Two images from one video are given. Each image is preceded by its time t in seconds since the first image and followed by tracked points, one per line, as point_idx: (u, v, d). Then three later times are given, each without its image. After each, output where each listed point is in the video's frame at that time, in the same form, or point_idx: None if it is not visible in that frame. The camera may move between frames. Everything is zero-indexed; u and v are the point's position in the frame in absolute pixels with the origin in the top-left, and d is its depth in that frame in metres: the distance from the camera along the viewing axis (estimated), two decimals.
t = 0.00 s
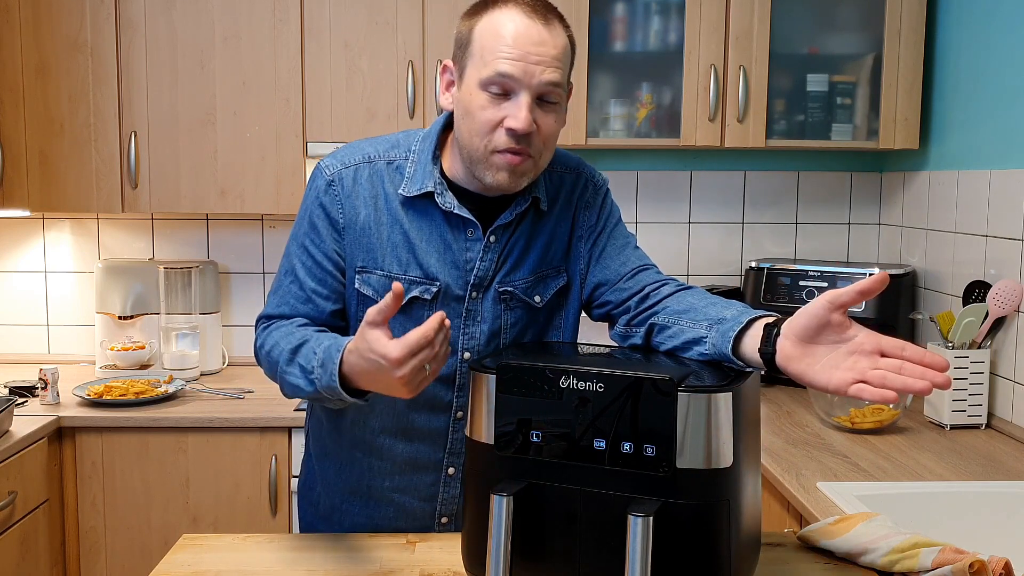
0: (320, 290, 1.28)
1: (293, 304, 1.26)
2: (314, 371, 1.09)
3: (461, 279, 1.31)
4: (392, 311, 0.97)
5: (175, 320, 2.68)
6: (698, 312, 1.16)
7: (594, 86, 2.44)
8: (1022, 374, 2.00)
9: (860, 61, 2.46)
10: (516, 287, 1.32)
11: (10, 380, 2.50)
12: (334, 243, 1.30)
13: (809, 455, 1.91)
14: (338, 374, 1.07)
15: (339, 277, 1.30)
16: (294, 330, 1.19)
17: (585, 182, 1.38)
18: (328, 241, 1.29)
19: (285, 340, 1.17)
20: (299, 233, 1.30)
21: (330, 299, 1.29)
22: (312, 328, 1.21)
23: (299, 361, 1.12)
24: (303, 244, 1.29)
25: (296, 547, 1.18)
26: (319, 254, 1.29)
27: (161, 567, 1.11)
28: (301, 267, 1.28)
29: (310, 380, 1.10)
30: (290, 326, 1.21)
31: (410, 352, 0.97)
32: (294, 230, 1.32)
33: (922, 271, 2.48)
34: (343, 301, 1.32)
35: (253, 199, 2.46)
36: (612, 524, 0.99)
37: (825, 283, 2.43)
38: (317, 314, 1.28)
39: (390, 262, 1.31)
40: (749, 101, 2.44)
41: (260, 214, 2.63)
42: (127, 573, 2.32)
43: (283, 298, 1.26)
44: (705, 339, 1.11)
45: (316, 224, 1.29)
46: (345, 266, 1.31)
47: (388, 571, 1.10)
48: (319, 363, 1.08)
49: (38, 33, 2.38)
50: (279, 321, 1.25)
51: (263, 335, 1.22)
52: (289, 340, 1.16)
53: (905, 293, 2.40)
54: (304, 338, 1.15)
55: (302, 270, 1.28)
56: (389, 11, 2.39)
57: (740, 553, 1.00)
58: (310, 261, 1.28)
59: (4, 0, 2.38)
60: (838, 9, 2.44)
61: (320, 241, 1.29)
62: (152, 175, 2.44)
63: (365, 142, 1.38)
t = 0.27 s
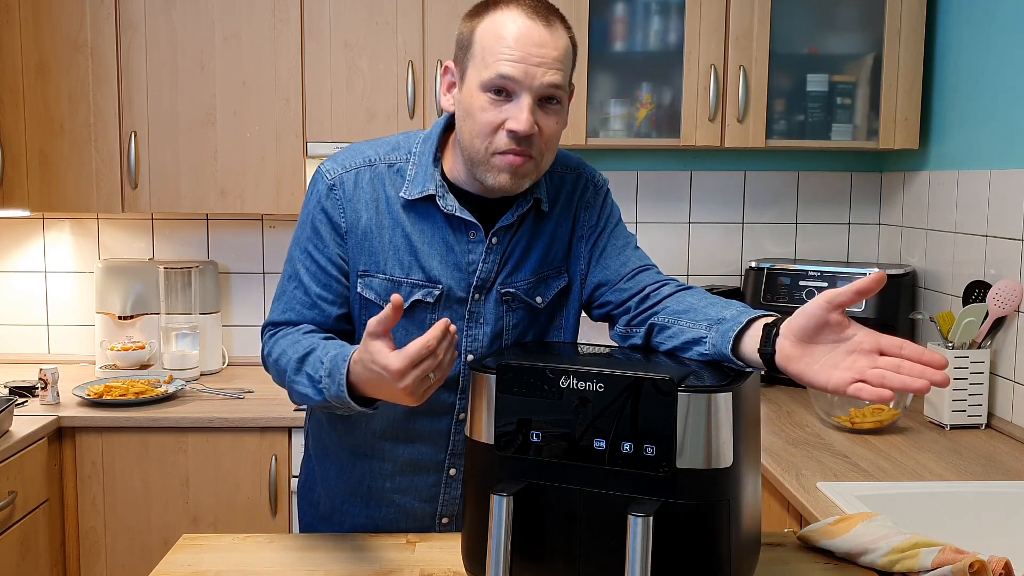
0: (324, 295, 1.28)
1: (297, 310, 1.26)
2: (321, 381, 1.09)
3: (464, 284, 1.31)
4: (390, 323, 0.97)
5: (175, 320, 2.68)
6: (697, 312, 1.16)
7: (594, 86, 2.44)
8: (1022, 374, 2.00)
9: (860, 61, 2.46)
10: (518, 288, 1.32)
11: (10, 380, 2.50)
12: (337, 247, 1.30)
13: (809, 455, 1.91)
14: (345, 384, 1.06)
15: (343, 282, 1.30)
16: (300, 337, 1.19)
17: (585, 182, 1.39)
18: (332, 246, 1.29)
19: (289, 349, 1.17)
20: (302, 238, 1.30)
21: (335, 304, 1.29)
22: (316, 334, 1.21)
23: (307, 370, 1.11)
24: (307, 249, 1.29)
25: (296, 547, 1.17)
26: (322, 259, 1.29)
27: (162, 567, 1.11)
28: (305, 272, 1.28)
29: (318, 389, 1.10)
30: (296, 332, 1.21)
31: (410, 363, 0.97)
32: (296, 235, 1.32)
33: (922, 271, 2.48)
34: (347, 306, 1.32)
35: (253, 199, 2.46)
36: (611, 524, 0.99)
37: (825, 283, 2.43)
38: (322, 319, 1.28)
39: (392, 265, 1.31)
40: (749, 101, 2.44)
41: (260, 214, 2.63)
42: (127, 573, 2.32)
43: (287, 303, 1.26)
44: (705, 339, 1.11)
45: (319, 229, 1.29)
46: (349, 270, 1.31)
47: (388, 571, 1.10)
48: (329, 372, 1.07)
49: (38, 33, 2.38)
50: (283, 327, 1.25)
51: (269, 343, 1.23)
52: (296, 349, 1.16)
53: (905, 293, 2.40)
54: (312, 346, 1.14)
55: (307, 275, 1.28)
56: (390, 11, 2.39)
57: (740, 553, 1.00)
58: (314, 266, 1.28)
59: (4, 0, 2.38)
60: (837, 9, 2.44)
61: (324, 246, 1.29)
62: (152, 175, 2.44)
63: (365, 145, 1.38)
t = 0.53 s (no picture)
0: (326, 300, 1.28)
1: (299, 314, 1.25)
2: (315, 405, 1.06)
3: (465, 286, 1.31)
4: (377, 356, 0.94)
5: (175, 320, 2.67)
6: (696, 312, 1.16)
7: (594, 86, 2.44)
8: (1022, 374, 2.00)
9: (860, 61, 2.46)
10: (518, 288, 1.32)
11: (10, 381, 2.50)
12: (338, 251, 1.30)
13: (809, 455, 1.91)
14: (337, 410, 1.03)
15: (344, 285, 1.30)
16: (298, 349, 1.18)
17: (584, 182, 1.39)
18: (333, 249, 1.30)
19: (290, 362, 1.16)
20: (302, 241, 1.30)
21: (339, 308, 1.29)
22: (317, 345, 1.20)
23: (302, 391, 1.10)
24: (308, 253, 1.29)
25: (296, 547, 1.17)
26: (324, 263, 1.29)
27: (161, 567, 1.12)
28: (307, 276, 1.28)
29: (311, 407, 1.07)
30: (297, 343, 1.20)
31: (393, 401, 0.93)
32: (296, 238, 1.31)
33: (922, 271, 2.48)
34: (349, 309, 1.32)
35: (253, 200, 2.46)
36: (611, 524, 0.99)
37: (825, 283, 2.43)
38: (325, 324, 1.27)
39: (392, 266, 1.31)
40: (749, 101, 2.44)
41: (259, 214, 2.63)
42: (127, 573, 2.32)
43: (289, 308, 1.25)
44: (704, 340, 1.11)
45: (320, 232, 1.29)
46: (349, 272, 1.31)
47: (388, 571, 1.10)
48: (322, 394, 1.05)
49: (38, 33, 2.38)
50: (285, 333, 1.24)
51: (270, 354, 1.22)
52: (294, 363, 1.15)
53: (905, 292, 2.40)
54: (310, 362, 1.13)
55: (308, 279, 1.27)
56: (390, 11, 2.39)
57: (740, 554, 1.00)
58: (316, 271, 1.28)
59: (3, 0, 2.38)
60: (837, 9, 2.44)
61: (326, 250, 1.29)
62: (152, 175, 2.44)
63: (363, 147, 1.38)
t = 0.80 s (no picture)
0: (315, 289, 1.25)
1: (288, 306, 1.22)
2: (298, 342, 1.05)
3: (458, 273, 1.30)
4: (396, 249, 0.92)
5: (175, 320, 2.67)
6: (694, 312, 1.16)
7: (594, 87, 2.44)
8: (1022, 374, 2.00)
9: (860, 61, 2.46)
10: (512, 284, 1.33)
11: (10, 380, 2.50)
12: (328, 242, 1.29)
13: (809, 455, 1.91)
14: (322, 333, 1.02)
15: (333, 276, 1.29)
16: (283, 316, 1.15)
17: (580, 180, 1.39)
18: (322, 241, 1.29)
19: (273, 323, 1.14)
20: (292, 234, 1.29)
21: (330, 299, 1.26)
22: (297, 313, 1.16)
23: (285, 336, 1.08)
24: (296, 245, 1.27)
25: (296, 547, 1.18)
26: (313, 255, 1.27)
27: (161, 567, 1.12)
28: (296, 268, 1.26)
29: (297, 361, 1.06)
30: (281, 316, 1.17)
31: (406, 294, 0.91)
32: (286, 232, 1.30)
33: (922, 271, 2.48)
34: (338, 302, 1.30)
35: (253, 200, 2.46)
36: (612, 525, 0.99)
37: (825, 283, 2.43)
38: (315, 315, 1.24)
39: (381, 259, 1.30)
40: (749, 101, 2.44)
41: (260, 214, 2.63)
42: (127, 573, 2.32)
43: (278, 303, 1.22)
44: (703, 340, 1.11)
45: (309, 225, 1.29)
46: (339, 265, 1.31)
47: (389, 571, 1.10)
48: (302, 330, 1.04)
49: (38, 33, 2.38)
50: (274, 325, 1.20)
51: (259, 330, 1.16)
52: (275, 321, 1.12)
53: (905, 292, 2.40)
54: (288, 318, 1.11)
55: (297, 270, 1.25)
56: (390, 11, 2.39)
57: (740, 554, 1.00)
58: (304, 262, 1.26)
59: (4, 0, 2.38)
60: (837, 9, 2.44)
61: (315, 242, 1.28)
62: (152, 175, 2.44)
63: (352, 143, 1.37)
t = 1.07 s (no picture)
0: (320, 309, 1.28)
1: (296, 323, 1.26)
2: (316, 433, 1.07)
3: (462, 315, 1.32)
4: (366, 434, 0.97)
5: (175, 320, 2.67)
6: (676, 321, 1.15)
7: (594, 86, 2.44)
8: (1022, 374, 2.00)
9: (860, 61, 2.46)
10: (504, 286, 1.33)
11: (10, 381, 2.50)
12: (324, 256, 1.30)
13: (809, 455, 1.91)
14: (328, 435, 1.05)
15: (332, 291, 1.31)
16: (300, 375, 1.17)
17: (573, 179, 1.38)
18: (317, 255, 1.30)
19: (291, 384, 1.16)
20: (290, 250, 1.31)
21: (332, 312, 1.30)
22: (313, 364, 1.20)
23: (305, 418, 1.11)
24: (297, 261, 1.30)
25: (296, 547, 1.17)
26: (311, 269, 1.30)
27: (161, 567, 1.12)
28: (298, 284, 1.29)
29: (314, 434, 1.09)
30: (295, 363, 1.20)
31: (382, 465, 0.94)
32: (286, 247, 1.32)
33: (922, 271, 2.48)
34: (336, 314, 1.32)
35: (253, 200, 2.46)
36: (612, 525, 0.99)
37: (825, 283, 2.43)
38: (320, 330, 1.28)
39: (371, 267, 1.30)
40: (749, 101, 2.44)
41: (260, 214, 2.63)
42: (127, 573, 2.32)
43: (286, 318, 1.26)
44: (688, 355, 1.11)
45: (303, 239, 1.30)
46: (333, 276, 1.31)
47: (388, 572, 1.10)
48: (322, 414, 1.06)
49: (37, 33, 2.38)
50: (290, 346, 1.25)
51: (275, 374, 1.21)
52: (293, 390, 1.15)
53: (905, 292, 2.40)
54: (307, 389, 1.13)
55: (302, 289, 1.29)
56: (390, 11, 2.39)
57: (739, 553, 1.00)
58: (307, 282, 1.29)
59: (4, 0, 2.38)
60: (838, 9, 2.44)
61: (311, 256, 1.30)
62: (152, 175, 2.44)
63: (340, 151, 1.36)
